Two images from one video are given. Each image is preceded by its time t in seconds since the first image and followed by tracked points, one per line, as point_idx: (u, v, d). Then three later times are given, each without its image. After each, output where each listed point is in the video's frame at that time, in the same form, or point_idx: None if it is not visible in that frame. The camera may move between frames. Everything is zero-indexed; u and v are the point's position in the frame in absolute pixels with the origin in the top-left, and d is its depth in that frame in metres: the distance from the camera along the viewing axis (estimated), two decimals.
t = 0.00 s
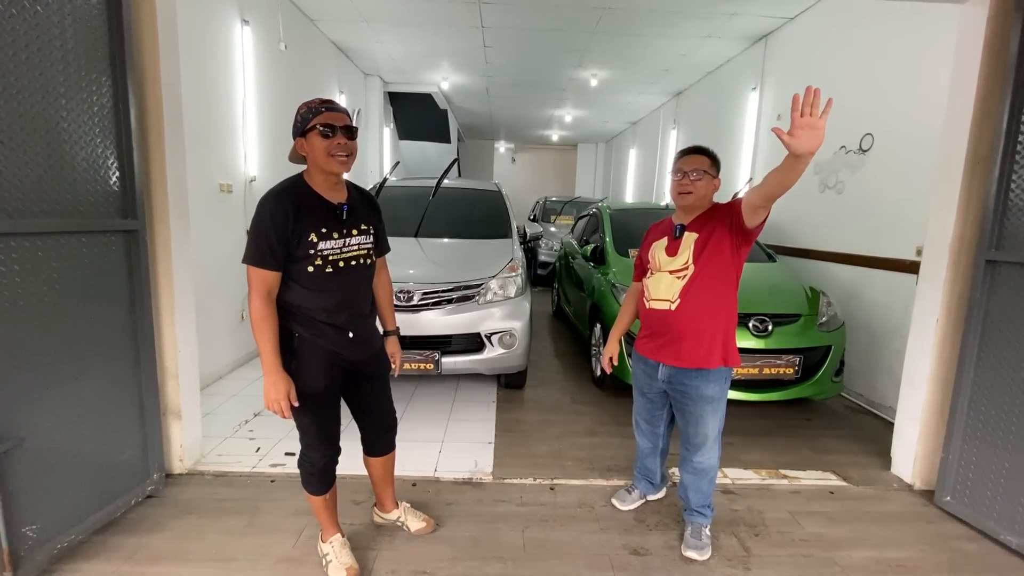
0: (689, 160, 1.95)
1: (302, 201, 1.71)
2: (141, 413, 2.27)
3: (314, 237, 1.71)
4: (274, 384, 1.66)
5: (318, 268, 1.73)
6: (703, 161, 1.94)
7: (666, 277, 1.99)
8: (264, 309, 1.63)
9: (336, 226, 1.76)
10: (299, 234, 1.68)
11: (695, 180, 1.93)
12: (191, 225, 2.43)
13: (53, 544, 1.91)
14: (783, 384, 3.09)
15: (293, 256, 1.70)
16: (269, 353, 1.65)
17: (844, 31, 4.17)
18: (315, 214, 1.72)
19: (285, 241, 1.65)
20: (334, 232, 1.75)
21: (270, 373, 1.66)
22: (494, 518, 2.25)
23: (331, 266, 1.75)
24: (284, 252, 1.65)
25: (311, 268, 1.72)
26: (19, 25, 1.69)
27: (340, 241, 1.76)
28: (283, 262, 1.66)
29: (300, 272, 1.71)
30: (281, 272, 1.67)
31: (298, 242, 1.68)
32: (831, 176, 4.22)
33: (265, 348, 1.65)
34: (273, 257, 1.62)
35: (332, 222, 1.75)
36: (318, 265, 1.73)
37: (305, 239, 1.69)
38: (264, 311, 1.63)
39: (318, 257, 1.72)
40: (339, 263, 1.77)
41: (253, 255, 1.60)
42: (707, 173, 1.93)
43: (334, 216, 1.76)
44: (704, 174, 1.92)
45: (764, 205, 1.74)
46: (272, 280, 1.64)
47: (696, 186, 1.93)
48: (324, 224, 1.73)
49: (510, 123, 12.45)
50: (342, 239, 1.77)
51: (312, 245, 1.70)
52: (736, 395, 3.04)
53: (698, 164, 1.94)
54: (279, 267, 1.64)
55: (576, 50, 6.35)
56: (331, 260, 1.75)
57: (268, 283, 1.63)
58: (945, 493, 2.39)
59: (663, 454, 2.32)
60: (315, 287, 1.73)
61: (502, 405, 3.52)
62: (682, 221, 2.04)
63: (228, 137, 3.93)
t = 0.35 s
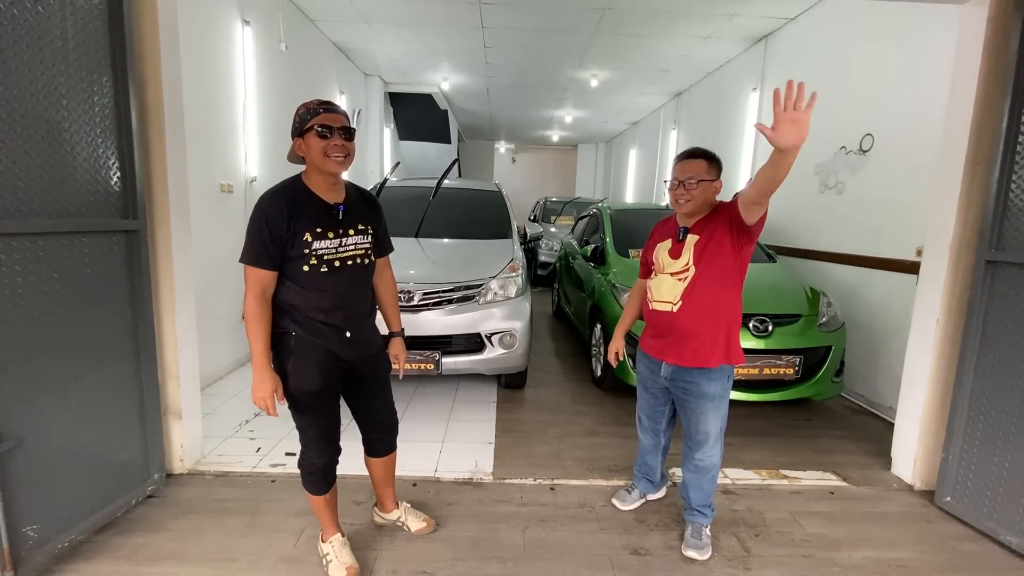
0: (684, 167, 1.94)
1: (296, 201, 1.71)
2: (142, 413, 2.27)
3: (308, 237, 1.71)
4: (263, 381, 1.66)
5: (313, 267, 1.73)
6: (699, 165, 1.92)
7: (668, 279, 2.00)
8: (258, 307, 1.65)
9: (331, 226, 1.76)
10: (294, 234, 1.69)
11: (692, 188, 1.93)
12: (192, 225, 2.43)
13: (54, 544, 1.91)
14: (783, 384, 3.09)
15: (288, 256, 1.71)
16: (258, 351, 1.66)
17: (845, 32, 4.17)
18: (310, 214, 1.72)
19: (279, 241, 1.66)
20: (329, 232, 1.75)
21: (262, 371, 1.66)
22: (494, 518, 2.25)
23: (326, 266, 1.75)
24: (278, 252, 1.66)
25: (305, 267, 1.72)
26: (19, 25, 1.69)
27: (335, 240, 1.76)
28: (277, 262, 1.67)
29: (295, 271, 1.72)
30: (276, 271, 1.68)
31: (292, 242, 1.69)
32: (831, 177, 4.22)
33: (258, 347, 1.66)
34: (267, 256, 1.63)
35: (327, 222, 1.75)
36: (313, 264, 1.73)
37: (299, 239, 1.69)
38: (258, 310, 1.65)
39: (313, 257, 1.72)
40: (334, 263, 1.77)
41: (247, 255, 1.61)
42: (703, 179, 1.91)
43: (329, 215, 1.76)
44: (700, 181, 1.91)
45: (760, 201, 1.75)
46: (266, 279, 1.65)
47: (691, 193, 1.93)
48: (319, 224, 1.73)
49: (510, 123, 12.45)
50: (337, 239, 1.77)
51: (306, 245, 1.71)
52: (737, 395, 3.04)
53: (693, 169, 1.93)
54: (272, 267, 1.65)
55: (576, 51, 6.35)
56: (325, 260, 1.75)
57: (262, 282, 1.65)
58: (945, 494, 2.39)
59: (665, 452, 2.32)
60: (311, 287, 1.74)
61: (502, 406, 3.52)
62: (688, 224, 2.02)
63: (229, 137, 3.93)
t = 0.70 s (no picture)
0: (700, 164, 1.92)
1: (300, 200, 1.71)
2: (143, 413, 2.27)
3: (312, 236, 1.71)
4: (262, 380, 1.66)
5: (316, 266, 1.73)
6: (717, 163, 1.90)
7: (675, 281, 2.03)
8: (260, 306, 1.64)
9: (335, 226, 1.76)
10: (298, 233, 1.69)
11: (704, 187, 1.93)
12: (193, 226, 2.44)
13: (55, 544, 1.91)
14: (783, 384, 3.09)
15: (292, 255, 1.70)
16: (260, 350, 1.66)
17: (845, 32, 4.17)
18: (314, 213, 1.72)
19: (283, 240, 1.66)
20: (332, 231, 1.75)
21: (264, 370, 1.66)
22: (495, 518, 2.25)
23: (329, 265, 1.75)
24: (282, 250, 1.66)
25: (309, 267, 1.72)
26: (21, 25, 1.69)
27: (339, 240, 1.77)
28: (281, 261, 1.67)
29: (298, 270, 1.72)
30: (279, 270, 1.68)
31: (296, 241, 1.69)
32: (831, 177, 4.22)
33: (261, 346, 1.66)
34: (270, 255, 1.64)
35: (330, 222, 1.75)
36: (317, 263, 1.73)
37: (303, 238, 1.70)
38: (261, 308, 1.65)
39: (316, 256, 1.72)
40: (338, 262, 1.77)
41: (252, 253, 1.61)
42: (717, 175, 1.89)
43: (333, 215, 1.77)
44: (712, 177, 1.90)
45: (772, 218, 1.73)
46: (269, 278, 1.65)
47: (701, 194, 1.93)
48: (323, 223, 1.73)
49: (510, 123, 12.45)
50: (341, 238, 1.77)
51: (310, 244, 1.71)
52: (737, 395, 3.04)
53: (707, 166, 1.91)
54: (275, 266, 1.66)
55: (576, 51, 6.36)
56: (329, 259, 1.75)
57: (266, 280, 1.65)
58: (946, 494, 2.39)
59: (665, 449, 2.32)
60: (315, 286, 1.74)
61: (502, 406, 3.52)
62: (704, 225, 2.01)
63: (229, 137, 3.94)
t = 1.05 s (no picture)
0: (714, 159, 1.98)
1: (303, 199, 1.71)
2: (143, 413, 2.27)
3: (317, 234, 1.72)
4: (282, 380, 1.66)
5: (322, 265, 1.73)
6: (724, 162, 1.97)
7: (679, 283, 2.02)
8: (269, 305, 1.63)
9: (338, 224, 1.77)
10: (303, 231, 1.69)
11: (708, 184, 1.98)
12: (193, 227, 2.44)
13: (55, 544, 1.91)
14: (783, 384, 3.10)
15: (298, 254, 1.70)
16: (276, 351, 1.65)
17: (844, 33, 4.17)
18: (318, 212, 1.73)
19: (289, 238, 1.66)
20: (337, 229, 1.76)
21: (280, 370, 1.66)
22: (495, 518, 2.25)
23: (334, 263, 1.76)
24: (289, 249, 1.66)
25: (315, 265, 1.72)
26: (22, 26, 1.69)
27: (342, 238, 1.78)
28: (288, 260, 1.67)
29: (304, 270, 1.72)
30: (285, 270, 1.67)
31: (302, 239, 1.69)
32: (831, 177, 4.22)
33: (275, 345, 1.65)
34: (278, 253, 1.63)
35: (335, 221, 1.77)
36: (322, 262, 1.73)
37: (308, 236, 1.70)
38: (272, 308, 1.64)
39: (322, 254, 1.73)
40: (342, 260, 1.78)
41: (259, 252, 1.60)
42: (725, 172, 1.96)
43: (337, 213, 1.78)
44: (721, 172, 1.95)
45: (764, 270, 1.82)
46: (277, 278, 1.64)
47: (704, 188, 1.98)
48: (327, 221, 1.74)
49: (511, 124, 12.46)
50: (344, 236, 1.79)
51: (316, 242, 1.72)
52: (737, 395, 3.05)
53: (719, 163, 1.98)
54: (282, 265, 1.65)
55: (576, 52, 6.36)
56: (334, 257, 1.76)
57: (274, 279, 1.64)
58: (946, 494, 2.39)
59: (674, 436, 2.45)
60: (320, 285, 1.74)
61: (502, 406, 3.52)
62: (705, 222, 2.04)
63: (229, 138, 3.94)
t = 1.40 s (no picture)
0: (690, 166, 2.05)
1: (298, 200, 1.72)
2: (144, 414, 2.28)
3: (312, 234, 1.72)
4: (278, 379, 1.65)
5: (318, 265, 1.74)
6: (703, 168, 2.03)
7: (671, 280, 2.07)
8: (265, 306, 1.64)
9: (333, 225, 1.77)
10: (298, 232, 1.70)
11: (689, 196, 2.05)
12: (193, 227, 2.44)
13: (56, 545, 1.91)
14: (782, 384, 3.10)
15: (293, 255, 1.71)
16: (272, 353, 1.65)
17: (844, 34, 4.18)
18: (312, 213, 1.73)
19: (284, 239, 1.67)
20: (332, 229, 1.76)
21: (277, 371, 1.65)
22: (495, 519, 2.25)
23: (330, 263, 1.76)
24: (284, 250, 1.67)
25: (311, 266, 1.73)
26: (23, 28, 1.70)
27: (338, 239, 1.78)
28: (283, 261, 1.68)
29: (300, 270, 1.73)
30: (281, 270, 1.68)
31: (297, 240, 1.70)
32: (831, 178, 4.23)
33: (271, 346, 1.65)
34: (272, 255, 1.64)
35: (330, 221, 1.77)
36: (318, 262, 1.74)
37: (303, 237, 1.71)
38: (268, 309, 1.65)
39: (317, 255, 1.73)
40: (338, 260, 1.78)
41: (254, 254, 1.61)
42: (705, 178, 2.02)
43: (332, 214, 1.78)
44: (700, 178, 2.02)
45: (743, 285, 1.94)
46: (272, 278, 1.65)
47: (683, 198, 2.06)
48: (322, 221, 1.74)
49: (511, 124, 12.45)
50: (340, 237, 1.78)
51: (311, 242, 1.72)
52: (736, 396, 3.05)
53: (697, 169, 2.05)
54: (278, 266, 1.66)
55: (577, 53, 6.37)
56: (329, 258, 1.76)
57: (269, 280, 1.65)
58: (945, 494, 2.40)
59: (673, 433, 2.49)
60: (316, 285, 1.74)
61: (502, 406, 3.53)
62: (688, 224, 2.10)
63: (229, 138, 3.94)
